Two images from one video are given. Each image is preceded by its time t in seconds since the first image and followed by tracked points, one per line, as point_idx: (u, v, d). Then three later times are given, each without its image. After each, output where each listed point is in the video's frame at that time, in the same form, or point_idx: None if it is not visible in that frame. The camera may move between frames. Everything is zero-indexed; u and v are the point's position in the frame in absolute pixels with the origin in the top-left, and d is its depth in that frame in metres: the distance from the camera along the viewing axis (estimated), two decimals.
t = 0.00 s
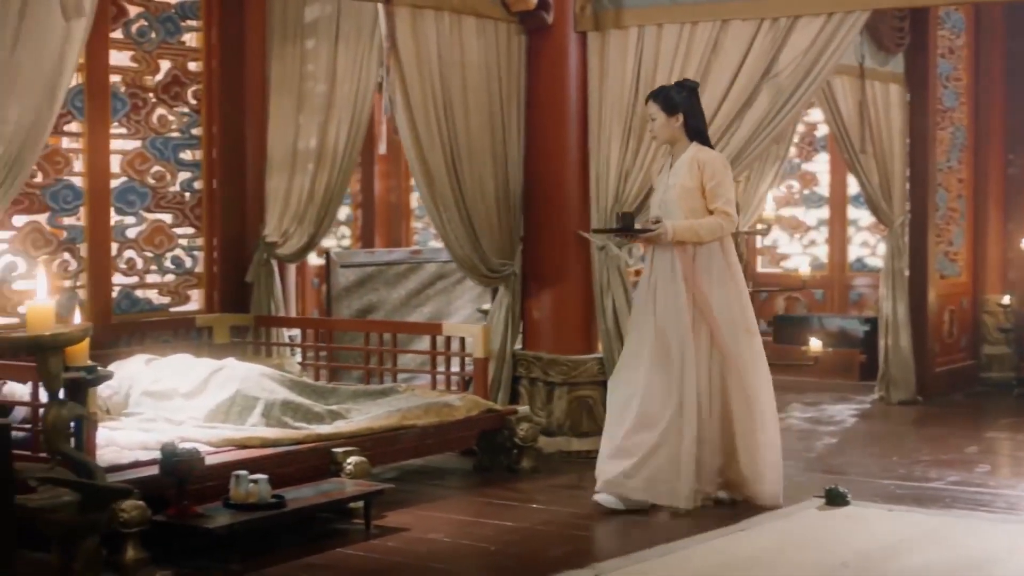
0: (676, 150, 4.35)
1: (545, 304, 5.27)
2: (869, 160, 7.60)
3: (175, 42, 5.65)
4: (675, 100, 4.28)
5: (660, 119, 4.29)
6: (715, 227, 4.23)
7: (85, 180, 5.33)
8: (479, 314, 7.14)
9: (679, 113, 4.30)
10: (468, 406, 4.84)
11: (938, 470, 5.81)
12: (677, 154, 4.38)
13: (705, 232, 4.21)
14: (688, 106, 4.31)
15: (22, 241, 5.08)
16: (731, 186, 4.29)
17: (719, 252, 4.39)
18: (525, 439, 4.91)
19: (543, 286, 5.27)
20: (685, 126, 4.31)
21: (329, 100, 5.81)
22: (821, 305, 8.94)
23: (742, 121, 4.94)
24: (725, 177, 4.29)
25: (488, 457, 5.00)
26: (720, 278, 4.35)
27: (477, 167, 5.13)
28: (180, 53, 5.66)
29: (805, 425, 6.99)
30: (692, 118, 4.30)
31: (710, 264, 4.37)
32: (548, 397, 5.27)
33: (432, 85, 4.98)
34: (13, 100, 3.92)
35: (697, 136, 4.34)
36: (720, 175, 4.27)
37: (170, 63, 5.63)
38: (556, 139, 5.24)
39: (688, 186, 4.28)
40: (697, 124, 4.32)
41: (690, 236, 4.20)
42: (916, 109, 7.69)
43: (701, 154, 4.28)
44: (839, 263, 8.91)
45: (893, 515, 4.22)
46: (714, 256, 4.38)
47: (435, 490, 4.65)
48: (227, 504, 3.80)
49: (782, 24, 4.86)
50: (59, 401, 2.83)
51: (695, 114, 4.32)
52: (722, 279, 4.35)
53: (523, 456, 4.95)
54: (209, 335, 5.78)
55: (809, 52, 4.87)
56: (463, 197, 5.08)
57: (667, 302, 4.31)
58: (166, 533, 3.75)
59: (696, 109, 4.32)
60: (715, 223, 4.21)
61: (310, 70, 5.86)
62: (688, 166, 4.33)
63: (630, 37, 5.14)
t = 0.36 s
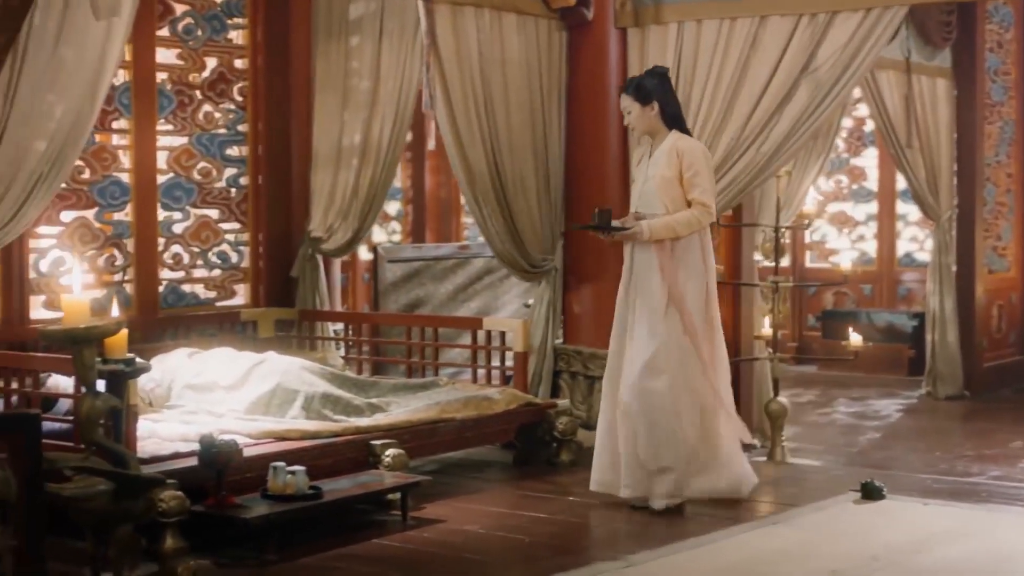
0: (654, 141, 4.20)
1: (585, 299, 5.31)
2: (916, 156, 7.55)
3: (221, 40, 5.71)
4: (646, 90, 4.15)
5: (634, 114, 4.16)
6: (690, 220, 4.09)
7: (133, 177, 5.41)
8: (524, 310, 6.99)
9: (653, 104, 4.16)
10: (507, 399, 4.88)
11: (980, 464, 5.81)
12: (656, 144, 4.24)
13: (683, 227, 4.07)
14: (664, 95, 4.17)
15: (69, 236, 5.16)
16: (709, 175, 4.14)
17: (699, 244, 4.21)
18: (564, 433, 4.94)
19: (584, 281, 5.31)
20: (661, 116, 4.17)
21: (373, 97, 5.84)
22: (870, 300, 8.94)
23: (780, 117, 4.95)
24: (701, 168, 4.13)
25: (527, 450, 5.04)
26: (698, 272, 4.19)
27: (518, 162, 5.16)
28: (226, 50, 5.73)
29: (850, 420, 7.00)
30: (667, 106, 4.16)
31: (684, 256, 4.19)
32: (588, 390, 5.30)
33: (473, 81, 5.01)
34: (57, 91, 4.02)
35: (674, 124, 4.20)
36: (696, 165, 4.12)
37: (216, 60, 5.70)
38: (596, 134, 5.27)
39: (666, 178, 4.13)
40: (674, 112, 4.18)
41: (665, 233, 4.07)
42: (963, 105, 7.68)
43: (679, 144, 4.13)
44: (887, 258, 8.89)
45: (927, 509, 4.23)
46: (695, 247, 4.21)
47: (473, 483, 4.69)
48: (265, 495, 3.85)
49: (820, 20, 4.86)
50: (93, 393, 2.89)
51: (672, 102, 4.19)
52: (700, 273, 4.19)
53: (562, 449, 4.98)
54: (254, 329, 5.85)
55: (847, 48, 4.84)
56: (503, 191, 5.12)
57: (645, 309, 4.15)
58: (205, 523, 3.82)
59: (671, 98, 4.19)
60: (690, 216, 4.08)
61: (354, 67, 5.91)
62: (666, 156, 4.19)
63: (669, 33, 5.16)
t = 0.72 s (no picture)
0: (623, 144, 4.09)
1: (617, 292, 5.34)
2: (955, 149, 7.54)
3: (257, 35, 5.78)
4: (609, 92, 4.04)
5: (599, 116, 4.06)
6: (651, 223, 3.97)
7: (170, 170, 5.48)
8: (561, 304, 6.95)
9: (619, 106, 4.05)
10: (538, 390, 4.91)
11: (1014, 457, 5.81)
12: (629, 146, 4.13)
13: (643, 229, 3.95)
14: (629, 96, 4.05)
15: (107, 229, 5.23)
16: (673, 173, 4.01)
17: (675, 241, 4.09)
18: (595, 424, 4.98)
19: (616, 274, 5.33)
20: (627, 118, 4.05)
21: (408, 92, 5.87)
22: (910, 293, 8.92)
23: (811, 110, 4.94)
24: (666, 167, 4.01)
25: (558, 441, 5.08)
26: (675, 272, 4.06)
27: (551, 157, 5.19)
28: (262, 45, 5.79)
29: (886, 413, 7.00)
30: (633, 107, 4.05)
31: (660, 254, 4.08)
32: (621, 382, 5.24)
33: (505, 76, 5.05)
34: (90, 85, 4.11)
35: (643, 123, 4.08)
36: (659, 166, 3.99)
37: (253, 55, 5.77)
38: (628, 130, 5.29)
39: (632, 180, 4.03)
40: (640, 111, 4.06)
41: (625, 238, 3.96)
42: (1004, 98, 7.67)
43: (643, 144, 4.01)
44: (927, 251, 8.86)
45: (953, 501, 4.25)
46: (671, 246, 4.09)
47: (504, 473, 4.74)
48: (294, 484, 3.91)
49: (851, 13, 4.87)
50: (120, 383, 2.96)
51: (640, 102, 4.08)
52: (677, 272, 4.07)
53: (593, 441, 5.03)
54: (290, 321, 5.92)
55: (877, 41, 4.84)
56: (536, 185, 5.14)
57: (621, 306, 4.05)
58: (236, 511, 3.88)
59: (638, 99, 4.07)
60: (649, 219, 3.96)
61: (389, 62, 5.93)
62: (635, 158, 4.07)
63: (701, 27, 5.20)
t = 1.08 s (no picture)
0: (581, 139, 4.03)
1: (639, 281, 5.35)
2: (982, 138, 7.53)
3: (284, 26, 5.82)
4: (559, 88, 3.99)
5: (551, 112, 4.01)
6: (590, 223, 3.91)
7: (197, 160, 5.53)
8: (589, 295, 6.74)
9: (568, 101, 3.99)
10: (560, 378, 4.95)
11: None
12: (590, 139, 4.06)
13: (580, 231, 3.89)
14: (575, 92, 3.98)
15: (135, 219, 5.28)
16: (613, 164, 3.91)
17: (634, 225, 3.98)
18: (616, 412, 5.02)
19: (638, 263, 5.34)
20: (576, 112, 3.99)
21: (433, 83, 5.94)
22: (939, 283, 8.90)
23: (832, 100, 4.94)
24: (609, 157, 3.93)
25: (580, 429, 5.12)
26: (638, 257, 3.96)
27: (574, 146, 5.19)
28: (289, 37, 5.84)
29: (913, 402, 7.00)
30: (582, 100, 3.98)
31: (623, 242, 3.99)
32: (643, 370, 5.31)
33: (527, 67, 5.04)
34: (115, 76, 4.17)
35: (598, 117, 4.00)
36: (600, 157, 3.92)
37: (280, 46, 5.82)
38: (651, 122, 5.33)
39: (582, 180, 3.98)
40: (591, 106, 3.99)
41: (568, 243, 3.92)
42: None
43: (589, 138, 3.95)
44: (956, 241, 8.85)
45: (971, 489, 4.27)
46: (633, 234, 3.98)
47: (526, 461, 4.78)
48: (315, 470, 3.96)
49: (870, 3, 4.86)
50: (137, 368, 3.01)
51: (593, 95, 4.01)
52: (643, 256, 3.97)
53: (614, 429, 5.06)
54: (316, 310, 5.98)
55: (898, 29, 4.82)
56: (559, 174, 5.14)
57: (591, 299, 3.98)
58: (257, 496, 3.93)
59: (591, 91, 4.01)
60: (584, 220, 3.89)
61: (415, 52, 6.00)
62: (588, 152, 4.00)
63: (722, 19, 5.23)
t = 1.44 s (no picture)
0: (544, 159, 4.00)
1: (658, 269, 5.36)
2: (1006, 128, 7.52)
3: (307, 17, 5.87)
4: (519, 108, 3.95)
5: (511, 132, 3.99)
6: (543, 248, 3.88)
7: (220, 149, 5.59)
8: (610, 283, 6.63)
9: (527, 122, 3.96)
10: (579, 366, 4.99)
11: None
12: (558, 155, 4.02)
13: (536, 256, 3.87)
14: (532, 114, 3.95)
15: (159, 208, 5.33)
16: (565, 189, 3.87)
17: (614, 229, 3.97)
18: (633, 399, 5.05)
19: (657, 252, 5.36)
20: (533, 135, 3.96)
21: (455, 73, 5.96)
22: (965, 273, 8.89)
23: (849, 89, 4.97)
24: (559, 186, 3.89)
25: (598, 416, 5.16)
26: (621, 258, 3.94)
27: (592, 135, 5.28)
28: (312, 28, 5.89)
29: (935, 391, 7.01)
30: (539, 122, 3.95)
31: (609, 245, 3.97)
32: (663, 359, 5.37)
33: (546, 57, 5.23)
34: (136, 66, 4.35)
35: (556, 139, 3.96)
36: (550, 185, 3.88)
37: (303, 36, 5.86)
38: (670, 115, 5.32)
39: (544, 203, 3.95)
40: (548, 128, 3.95)
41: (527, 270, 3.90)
42: None
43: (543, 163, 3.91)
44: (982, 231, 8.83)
45: (984, 476, 4.29)
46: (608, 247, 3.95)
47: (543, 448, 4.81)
48: (332, 456, 4.00)
49: None
50: (151, 354, 3.06)
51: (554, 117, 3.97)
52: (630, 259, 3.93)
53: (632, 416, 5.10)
54: (338, 298, 6.02)
55: (914, 20, 4.83)
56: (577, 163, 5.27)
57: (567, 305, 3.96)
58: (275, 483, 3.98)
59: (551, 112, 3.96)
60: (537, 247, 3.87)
61: (437, 43, 6.01)
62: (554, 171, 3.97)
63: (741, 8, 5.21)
